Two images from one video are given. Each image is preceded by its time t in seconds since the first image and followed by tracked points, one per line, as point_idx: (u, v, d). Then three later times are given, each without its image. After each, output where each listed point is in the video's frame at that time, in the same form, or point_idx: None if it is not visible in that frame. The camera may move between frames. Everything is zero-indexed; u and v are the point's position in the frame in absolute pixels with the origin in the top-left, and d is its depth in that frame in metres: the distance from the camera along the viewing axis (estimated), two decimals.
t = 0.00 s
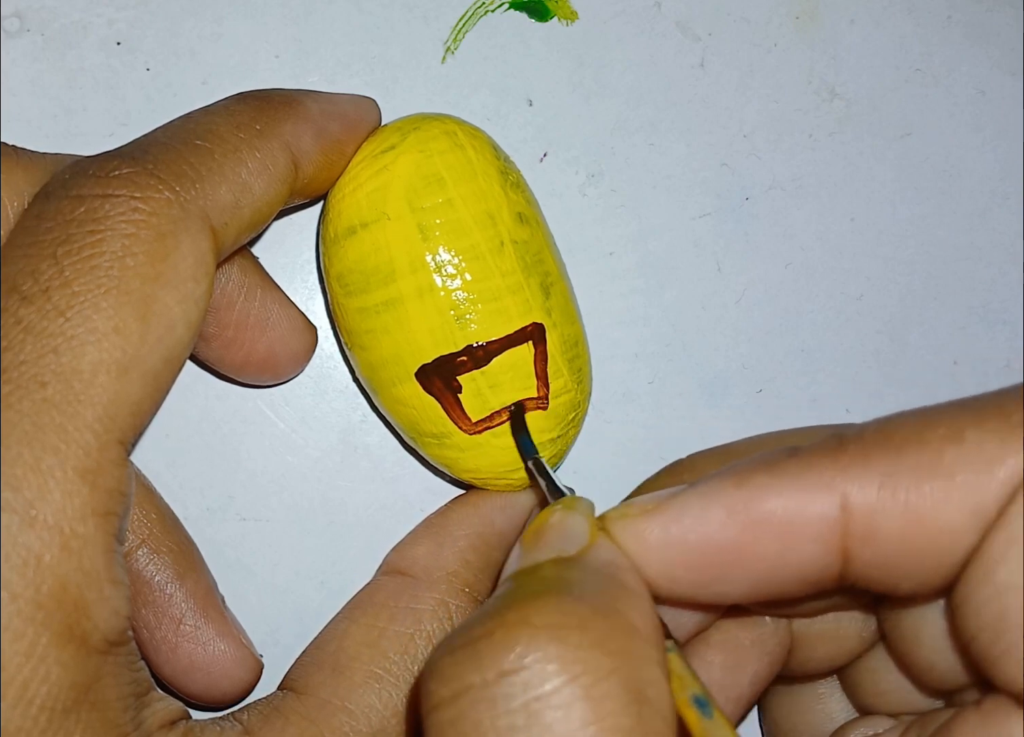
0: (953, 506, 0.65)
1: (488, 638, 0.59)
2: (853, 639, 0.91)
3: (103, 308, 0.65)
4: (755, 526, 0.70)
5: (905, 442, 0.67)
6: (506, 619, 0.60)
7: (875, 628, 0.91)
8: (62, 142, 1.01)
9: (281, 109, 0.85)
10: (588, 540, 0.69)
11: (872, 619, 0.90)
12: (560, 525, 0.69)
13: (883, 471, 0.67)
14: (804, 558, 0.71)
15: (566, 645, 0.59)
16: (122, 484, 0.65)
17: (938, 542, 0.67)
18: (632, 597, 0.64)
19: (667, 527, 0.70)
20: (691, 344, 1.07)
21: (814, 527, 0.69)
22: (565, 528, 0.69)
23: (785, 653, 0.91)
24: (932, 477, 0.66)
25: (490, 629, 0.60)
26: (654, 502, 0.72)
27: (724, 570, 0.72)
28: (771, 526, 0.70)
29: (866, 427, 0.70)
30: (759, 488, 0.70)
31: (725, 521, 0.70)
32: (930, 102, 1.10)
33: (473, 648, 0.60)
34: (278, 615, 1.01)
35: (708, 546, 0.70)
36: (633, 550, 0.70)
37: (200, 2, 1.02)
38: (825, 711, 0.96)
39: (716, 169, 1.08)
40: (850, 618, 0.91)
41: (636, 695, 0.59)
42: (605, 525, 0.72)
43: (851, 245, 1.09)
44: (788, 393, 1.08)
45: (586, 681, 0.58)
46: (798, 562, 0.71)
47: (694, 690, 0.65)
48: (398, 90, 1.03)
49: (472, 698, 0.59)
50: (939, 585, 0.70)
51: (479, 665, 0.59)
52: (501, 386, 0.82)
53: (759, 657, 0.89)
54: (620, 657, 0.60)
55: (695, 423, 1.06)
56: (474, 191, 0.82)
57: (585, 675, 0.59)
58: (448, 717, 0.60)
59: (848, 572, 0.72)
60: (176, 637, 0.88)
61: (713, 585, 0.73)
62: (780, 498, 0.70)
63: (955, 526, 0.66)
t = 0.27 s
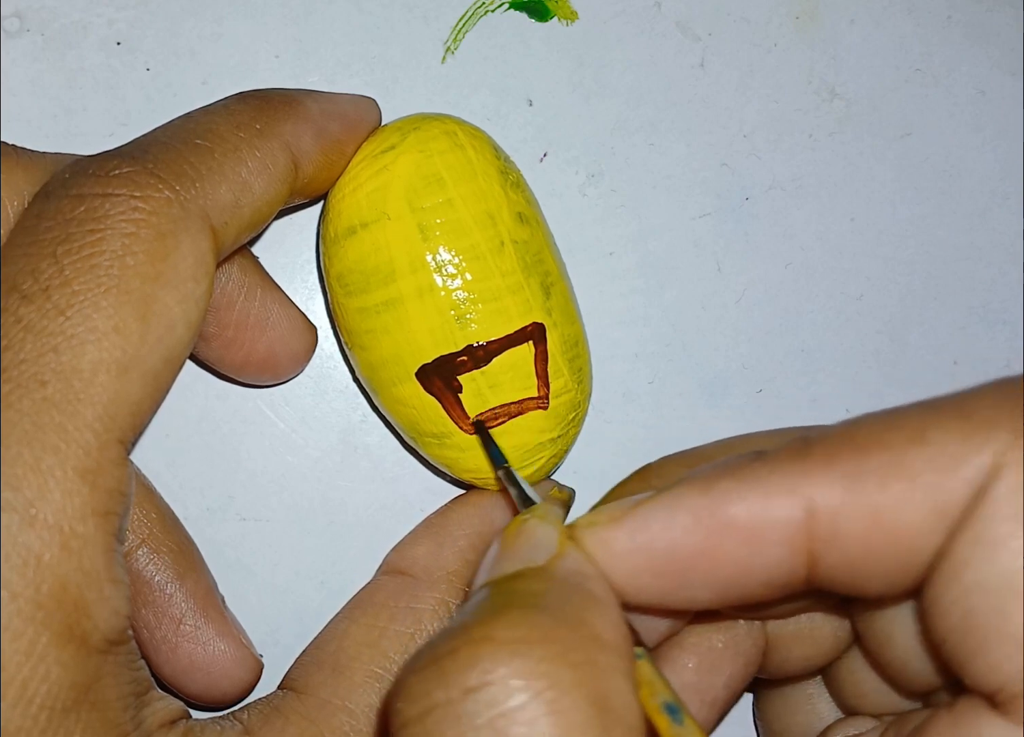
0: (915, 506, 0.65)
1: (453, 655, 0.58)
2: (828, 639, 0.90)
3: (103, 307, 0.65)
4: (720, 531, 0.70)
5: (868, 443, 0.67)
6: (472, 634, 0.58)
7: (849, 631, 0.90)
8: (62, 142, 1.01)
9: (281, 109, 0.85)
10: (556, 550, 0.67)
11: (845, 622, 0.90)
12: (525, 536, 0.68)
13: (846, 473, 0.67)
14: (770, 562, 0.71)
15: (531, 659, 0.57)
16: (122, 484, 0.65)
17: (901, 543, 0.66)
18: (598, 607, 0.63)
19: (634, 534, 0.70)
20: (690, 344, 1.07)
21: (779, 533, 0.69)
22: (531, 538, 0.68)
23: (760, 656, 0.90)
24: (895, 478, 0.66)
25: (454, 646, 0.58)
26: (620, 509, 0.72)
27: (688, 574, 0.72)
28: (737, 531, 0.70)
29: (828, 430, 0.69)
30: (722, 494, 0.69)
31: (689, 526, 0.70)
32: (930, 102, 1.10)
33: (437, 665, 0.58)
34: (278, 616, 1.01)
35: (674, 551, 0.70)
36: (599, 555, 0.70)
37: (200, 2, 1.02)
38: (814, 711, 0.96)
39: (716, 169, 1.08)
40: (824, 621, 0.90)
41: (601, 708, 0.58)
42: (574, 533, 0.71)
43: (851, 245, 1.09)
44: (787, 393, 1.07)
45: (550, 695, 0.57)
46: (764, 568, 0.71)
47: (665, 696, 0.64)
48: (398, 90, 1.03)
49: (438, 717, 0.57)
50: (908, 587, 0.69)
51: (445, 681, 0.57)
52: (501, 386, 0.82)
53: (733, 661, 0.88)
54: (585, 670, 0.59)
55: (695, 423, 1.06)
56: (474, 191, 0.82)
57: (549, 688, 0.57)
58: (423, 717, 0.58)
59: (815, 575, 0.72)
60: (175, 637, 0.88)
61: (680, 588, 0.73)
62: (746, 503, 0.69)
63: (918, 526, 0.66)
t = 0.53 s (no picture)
0: (941, 487, 0.65)
1: (477, 645, 0.57)
2: (826, 619, 0.90)
3: (103, 307, 0.65)
4: (739, 499, 0.70)
5: (893, 421, 0.67)
6: (496, 623, 0.58)
7: (848, 610, 0.90)
8: (62, 142, 1.01)
9: (281, 108, 0.85)
10: (565, 517, 0.66)
11: (846, 599, 0.90)
12: (533, 500, 0.67)
13: (873, 447, 0.67)
14: (788, 533, 0.71)
15: (557, 648, 0.57)
16: (121, 484, 0.65)
17: (924, 522, 0.67)
18: (616, 585, 0.63)
19: (651, 497, 0.70)
20: (690, 344, 1.07)
21: (797, 502, 0.69)
22: (538, 504, 0.67)
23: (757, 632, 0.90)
24: (921, 456, 0.66)
25: (478, 635, 0.58)
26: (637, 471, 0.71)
27: (704, 542, 0.72)
28: (754, 498, 0.70)
29: (855, 404, 0.69)
30: (746, 461, 0.69)
31: (709, 491, 0.70)
32: (930, 101, 1.10)
33: (462, 654, 0.58)
34: (278, 616, 1.01)
35: (691, 518, 0.70)
36: (613, 518, 0.70)
37: (200, 2, 1.02)
38: (815, 705, 0.96)
39: (716, 169, 1.08)
40: (823, 598, 0.90)
41: (631, 693, 0.58)
42: (583, 498, 0.71)
43: (851, 245, 1.09)
44: (787, 393, 1.07)
45: (582, 684, 0.57)
46: (780, 537, 0.71)
47: (680, 661, 0.64)
48: (398, 90, 1.03)
49: (465, 708, 0.58)
50: (924, 565, 0.70)
51: (471, 672, 0.57)
52: (501, 386, 0.82)
53: (729, 635, 0.88)
54: (612, 656, 0.58)
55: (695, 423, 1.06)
56: (474, 191, 0.82)
57: (583, 678, 0.57)
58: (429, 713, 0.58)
59: (832, 548, 0.72)
60: (176, 637, 0.88)
61: (693, 558, 0.72)
62: (767, 470, 0.69)
63: (942, 508, 0.66)
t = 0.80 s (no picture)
0: (915, 501, 0.66)
1: (440, 640, 0.57)
2: (822, 628, 0.91)
3: (103, 307, 0.65)
4: (718, 523, 0.70)
5: (866, 437, 0.67)
6: (458, 621, 0.57)
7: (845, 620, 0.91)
8: (62, 142, 1.01)
9: (281, 108, 0.85)
10: (549, 530, 0.67)
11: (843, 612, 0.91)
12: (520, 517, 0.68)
13: (847, 467, 0.67)
14: (769, 555, 0.71)
15: (517, 647, 0.57)
16: (122, 484, 0.65)
17: (901, 538, 0.67)
18: (587, 589, 0.62)
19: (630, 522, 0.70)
20: (690, 344, 1.07)
21: (776, 525, 0.69)
22: (525, 520, 0.68)
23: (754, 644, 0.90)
24: (894, 472, 0.66)
25: (442, 631, 0.57)
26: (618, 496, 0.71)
27: (686, 566, 0.72)
28: (733, 523, 0.70)
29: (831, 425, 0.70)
30: (723, 486, 0.69)
31: (688, 517, 0.70)
32: (930, 101, 1.10)
33: (424, 649, 0.57)
34: (278, 616, 1.01)
35: (671, 543, 0.70)
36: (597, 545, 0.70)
37: (200, 2, 1.02)
38: (813, 705, 0.96)
39: (716, 169, 1.08)
40: (819, 608, 0.91)
41: (587, 693, 0.57)
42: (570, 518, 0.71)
43: (851, 245, 1.09)
44: (787, 393, 1.07)
45: (537, 682, 0.57)
46: (760, 561, 0.71)
47: (659, 676, 0.63)
48: (398, 90, 1.03)
49: (423, 703, 0.57)
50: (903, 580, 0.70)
51: (430, 667, 0.56)
52: (501, 386, 0.82)
53: (727, 649, 0.88)
54: (573, 658, 0.58)
55: (695, 423, 1.06)
56: (474, 191, 0.82)
57: (535, 674, 0.57)
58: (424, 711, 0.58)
59: (814, 568, 0.72)
60: (176, 637, 0.88)
61: (676, 581, 0.73)
62: (744, 496, 0.69)
63: (915, 521, 0.66)
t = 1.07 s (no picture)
0: (898, 482, 0.65)
1: (430, 645, 0.57)
2: (805, 613, 0.91)
3: (103, 305, 0.65)
4: (698, 498, 0.70)
5: (851, 418, 0.67)
6: (446, 623, 0.57)
7: (828, 605, 0.91)
8: (62, 142, 1.01)
9: (281, 107, 0.85)
10: (528, 514, 0.66)
11: (825, 594, 0.90)
12: (497, 500, 0.67)
13: (831, 446, 0.67)
14: (749, 532, 0.71)
15: (507, 646, 0.57)
16: (122, 483, 0.65)
17: (882, 517, 0.67)
18: (572, 579, 0.62)
19: (612, 497, 0.70)
20: (690, 344, 1.07)
21: (757, 501, 0.69)
22: (503, 502, 0.67)
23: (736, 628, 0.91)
24: (878, 453, 0.66)
25: (431, 635, 0.57)
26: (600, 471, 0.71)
27: (665, 541, 0.72)
28: (716, 498, 0.70)
29: (815, 403, 0.70)
30: (706, 460, 0.69)
31: (669, 491, 0.70)
32: (930, 101, 1.10)
33: (416, 656, 0.57)
34: (278, 616, 1.00)
35: (650, 518, 0.70)
36: (576, 518, 0.70)
37: (200, 2, 1.02)
38: (812, 699, 0.96)
39: (716, 169, 1.08)
40: (802, 593, 0.91)
41: (579, 689, 0.57)
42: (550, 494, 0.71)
43: (851, 245, 1.09)
44: (787, 393, 1.07)
45: (528, 681, 0.57)
46: (741, 537, 0.71)
47: (645, 654, 0.63)
48: (398, 90, 1.03)
49: (418, 708, 0.57)
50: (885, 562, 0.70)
51: (422, 673, 0.57)
52: (501, 386, 0.82)
53: (708, 630, 0.89)
54: (564, 652, 0.58)
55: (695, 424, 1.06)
56: (475, 191, 0.82)
57: (526, 674, 0.57)
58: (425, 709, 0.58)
59: (793, 546, 0.72)
60: (176, 637, 0.88)
61: (655, 556, 0.72)
62: (725, 470, 0.69)
63: (899, 502, 0.66)
